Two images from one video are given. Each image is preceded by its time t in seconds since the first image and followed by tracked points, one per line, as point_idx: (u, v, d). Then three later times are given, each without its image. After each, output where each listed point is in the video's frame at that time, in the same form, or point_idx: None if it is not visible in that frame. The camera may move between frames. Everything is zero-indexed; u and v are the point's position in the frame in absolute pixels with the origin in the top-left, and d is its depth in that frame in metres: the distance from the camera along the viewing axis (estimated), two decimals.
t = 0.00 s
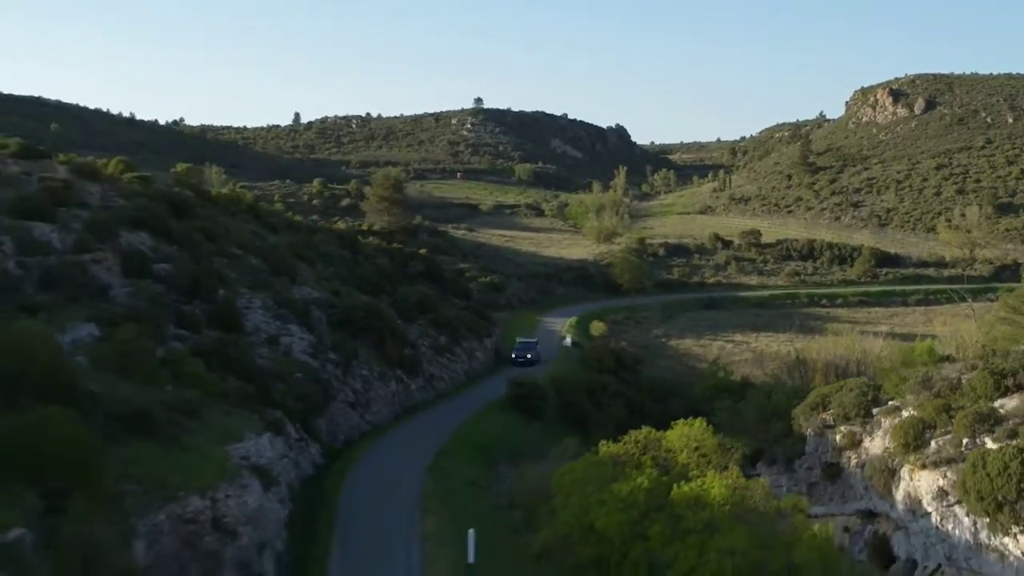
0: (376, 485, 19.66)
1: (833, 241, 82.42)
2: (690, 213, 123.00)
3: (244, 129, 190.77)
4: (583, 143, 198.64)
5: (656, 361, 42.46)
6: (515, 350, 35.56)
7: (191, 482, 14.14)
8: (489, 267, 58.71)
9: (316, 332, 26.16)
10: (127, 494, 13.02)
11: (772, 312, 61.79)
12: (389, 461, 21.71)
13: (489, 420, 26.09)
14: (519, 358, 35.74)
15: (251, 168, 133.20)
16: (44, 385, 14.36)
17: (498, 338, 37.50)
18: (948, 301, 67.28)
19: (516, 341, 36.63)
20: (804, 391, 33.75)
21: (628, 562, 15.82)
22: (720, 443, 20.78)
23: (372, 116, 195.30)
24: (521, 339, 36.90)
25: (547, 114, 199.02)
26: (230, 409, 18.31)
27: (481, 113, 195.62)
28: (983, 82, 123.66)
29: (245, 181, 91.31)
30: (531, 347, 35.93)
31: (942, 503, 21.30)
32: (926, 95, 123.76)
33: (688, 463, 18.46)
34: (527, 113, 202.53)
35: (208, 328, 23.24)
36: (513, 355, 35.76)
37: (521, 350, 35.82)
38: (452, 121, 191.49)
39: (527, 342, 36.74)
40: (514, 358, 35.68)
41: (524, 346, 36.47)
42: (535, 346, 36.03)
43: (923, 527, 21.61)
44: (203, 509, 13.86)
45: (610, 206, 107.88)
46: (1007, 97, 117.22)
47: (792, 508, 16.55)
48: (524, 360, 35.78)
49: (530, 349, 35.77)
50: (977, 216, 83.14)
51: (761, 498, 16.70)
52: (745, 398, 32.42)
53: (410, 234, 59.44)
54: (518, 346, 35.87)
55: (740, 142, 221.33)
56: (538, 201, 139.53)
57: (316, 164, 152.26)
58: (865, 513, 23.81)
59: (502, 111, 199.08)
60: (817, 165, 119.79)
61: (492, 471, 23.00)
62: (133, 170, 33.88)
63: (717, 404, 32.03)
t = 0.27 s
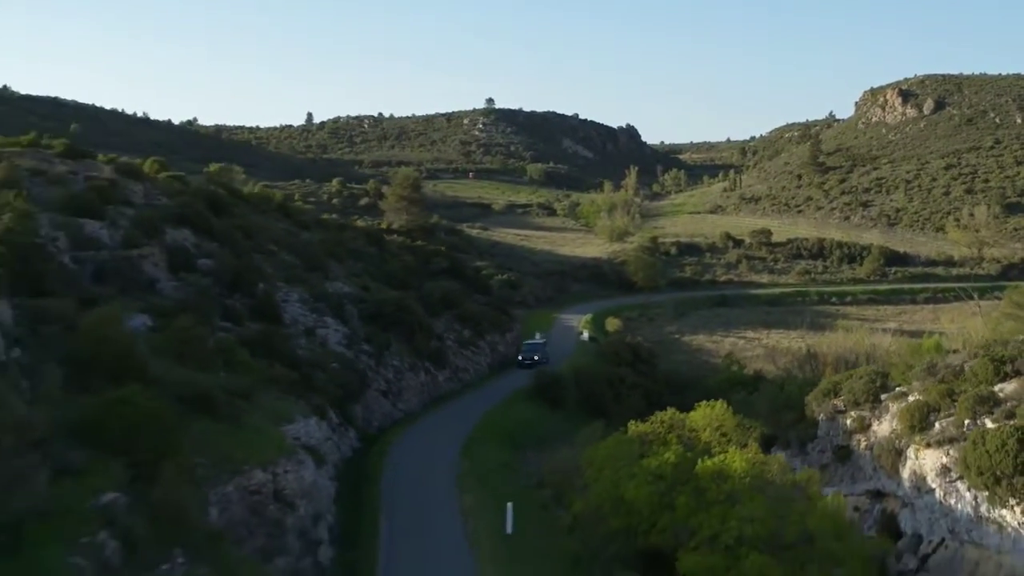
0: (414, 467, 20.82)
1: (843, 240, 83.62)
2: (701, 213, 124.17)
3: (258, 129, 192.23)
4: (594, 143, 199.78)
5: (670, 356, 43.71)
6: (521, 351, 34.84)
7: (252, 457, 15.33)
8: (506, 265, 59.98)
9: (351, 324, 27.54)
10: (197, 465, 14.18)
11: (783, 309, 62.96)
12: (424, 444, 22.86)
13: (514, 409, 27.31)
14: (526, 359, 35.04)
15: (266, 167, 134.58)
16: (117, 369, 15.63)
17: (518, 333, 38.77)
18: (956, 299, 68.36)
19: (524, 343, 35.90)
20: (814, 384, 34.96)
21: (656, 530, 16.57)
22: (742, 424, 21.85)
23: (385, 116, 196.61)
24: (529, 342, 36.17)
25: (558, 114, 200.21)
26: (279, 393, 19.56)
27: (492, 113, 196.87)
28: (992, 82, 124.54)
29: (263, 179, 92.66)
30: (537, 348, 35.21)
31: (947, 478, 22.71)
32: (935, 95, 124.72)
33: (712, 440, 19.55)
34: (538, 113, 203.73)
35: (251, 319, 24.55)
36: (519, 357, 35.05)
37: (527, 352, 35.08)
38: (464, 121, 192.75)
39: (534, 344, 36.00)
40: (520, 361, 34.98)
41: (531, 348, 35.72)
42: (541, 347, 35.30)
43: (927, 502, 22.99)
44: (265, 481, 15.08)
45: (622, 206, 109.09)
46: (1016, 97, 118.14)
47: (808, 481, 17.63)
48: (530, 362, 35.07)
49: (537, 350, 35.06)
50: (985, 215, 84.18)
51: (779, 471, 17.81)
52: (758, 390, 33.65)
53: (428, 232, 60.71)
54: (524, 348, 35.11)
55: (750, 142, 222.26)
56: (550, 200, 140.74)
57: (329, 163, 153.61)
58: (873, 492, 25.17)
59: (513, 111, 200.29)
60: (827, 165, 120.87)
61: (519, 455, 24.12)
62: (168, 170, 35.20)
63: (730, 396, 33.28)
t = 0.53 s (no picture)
0: (441, 454, 21.76)
1: (850, 239, 84.59)
2: (708, 212, 125.20)
3: (267, 129, 193.43)
4: (601, 143, 200.79)
5: (681, 352, 44.78)
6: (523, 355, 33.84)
7: (296, 440, 16.29)
8: (518, 263, 61.03)
9: (374, 319, 28.59)
10: (249, 445, 15.11)
11: (789, 307, 63.96)
12: (450, 434, 23.80)
13: (533, 402, 28.31)
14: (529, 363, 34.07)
15: (276, 167, 135.70)
16: (167, 358, 16.67)
17: (533, 330, 39.81)
18: (961, 297, 69.24)
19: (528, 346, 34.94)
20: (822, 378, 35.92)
21: (678, 508, 17.17)
22: (758, 410, 22.78)
23: (392, 117, 197.75)
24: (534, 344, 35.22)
25: (565, 114, 201.23)
26: (316, 383, 20.58)
27: (500, 114, 197.95)
28: (997, 82, 125.29)
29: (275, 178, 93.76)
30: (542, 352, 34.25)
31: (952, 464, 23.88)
32: (941, 95, 125.55)
33: (728, 425, 20.51)
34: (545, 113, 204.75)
35: (283, 313, 25.59)
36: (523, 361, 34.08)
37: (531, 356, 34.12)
38: (471, 122, 193.86)
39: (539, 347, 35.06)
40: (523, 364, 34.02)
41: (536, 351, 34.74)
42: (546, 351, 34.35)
43: (932, 485, 24.12)
44: (311, 462, 16.01)
45: (629, 205, 110.15)
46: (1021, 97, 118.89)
47: (819, 462, 18.57)
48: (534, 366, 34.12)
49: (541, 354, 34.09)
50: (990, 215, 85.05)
51: (792, 454, 18.79)
52: (766, 384, 34.65)
53: (441, 231, 61.78)
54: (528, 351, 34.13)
55: (756, 142, 223.14)
56: (557, 200, 141.82)
57: (338, 163, 154.74)
58: (880, 478, 26.22)
59: (521, 111, 201.32)
60: (833, 166, 121.87)
61: (539, 443, 25.04)
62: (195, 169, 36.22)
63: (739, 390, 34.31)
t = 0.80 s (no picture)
0: (471, 441, 22.95)
1: (855, 238, 85.78)
2: (713, 212, 126.43)
3: (275, 129, 194.82)
4: (606, 143, 201.95)
5: (691, 347, 46.08)
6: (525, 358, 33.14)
7: (343, 424, 17.50)
8: (530, 262, 62.34)
9: (400, 315, 29.91)
10: (304, 426, 16.34)
11: (796, 305, 65.19)
12: (476, 423, 24.99)
13: (553, 393, 29.54)
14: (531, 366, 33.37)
15: (285, 167, 137.02)
16: (223, 348, 17.94)
17: (547, 326, 41.15)
18: (964, 295, 70.41)
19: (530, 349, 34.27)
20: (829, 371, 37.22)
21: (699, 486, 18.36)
22: (773, 398, 24.00)
23: (400, 117, 199.05)
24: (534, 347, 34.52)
25: (570, 115, 202.45)
26: (354, 373, 21.82)
27: (506, 114, 199.19)
28: (1001, 83, 126.28)
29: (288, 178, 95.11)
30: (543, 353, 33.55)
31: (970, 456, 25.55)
32: (945, 96, 126.63)
33: (746, 409, 21.68)
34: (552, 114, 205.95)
35: (318, 307, 26.90)
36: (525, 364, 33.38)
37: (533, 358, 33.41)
38: (478, 122, 195.12)
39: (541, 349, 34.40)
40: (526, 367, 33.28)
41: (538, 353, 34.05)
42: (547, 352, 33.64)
43: (935, 466, 26.62)
44: (359, 443, 17.23)
45: (636, 205, 111.41)
46: None
47: (831, 444, 19.78)
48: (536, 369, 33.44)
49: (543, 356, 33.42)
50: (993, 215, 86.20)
51: (805, 436, 20.04)
52: (775, 377, 35.94)
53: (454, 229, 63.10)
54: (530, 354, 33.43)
55: (761, 141, 224.14)
56: (564, 200, 143.08)
57: (346, 163, 156.09)
58: (887, 464, 27.81)
59: (527, 112, 202.55)
60: (837, 166, 123.05)
61: (560, 430, 26.22)
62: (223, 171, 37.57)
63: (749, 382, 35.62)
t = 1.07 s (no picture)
0: (496, 429, 24.17)
1: (856, 238, 87.10)
2: (716, 212, 127.73)
3: (280, 130, 196.20)
4: (609, 143, 203.20)
5: (698, 344, 47.40)
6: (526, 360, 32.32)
7: (383, 410, 18.74)
8: (539, 260, 63.66)
9: (422, 311, 31.21)
10: (350, 411, 17.58)
11: (799, 303, 66.48)
12: (499, 412, 26.22)
13: (568, 386, 30.81)
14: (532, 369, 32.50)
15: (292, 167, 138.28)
16: (270, 339, 19.20)
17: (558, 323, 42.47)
18: (964, 293, 71.65)
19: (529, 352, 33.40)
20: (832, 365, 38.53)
21: (716, 468, 19.58)
22: (784, 386, 25.29)
23: (404, 117, 200.39)
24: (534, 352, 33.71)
25: (574, 115, 203.71)
26: (386, 363, 23.07)
27: (510, 114, 200.46)
28: (1001, 83, 127.38)
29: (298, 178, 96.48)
30: (543, 357, 32.61)
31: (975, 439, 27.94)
32: (945, 96, 127.80)
33: (759, 397, 22.90)
34: (555, 114, 207.24)
35: (347, 301, 28.23)
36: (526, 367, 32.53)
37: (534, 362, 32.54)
38: (482, 122, 196.41)
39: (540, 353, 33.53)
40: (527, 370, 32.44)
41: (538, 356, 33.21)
42: (547, 355, 32.71)
43: (937, 451, 29.54)
44: (400, 427, 18.47)
45: (640, 204, 112.69)
46: None
47: (838, 429, 21.02)
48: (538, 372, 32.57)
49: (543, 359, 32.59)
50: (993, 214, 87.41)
51: (816, 422, 21.37)
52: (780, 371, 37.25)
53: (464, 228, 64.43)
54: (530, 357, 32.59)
55: (763, 141, 225.27)
56: (568, 200, 144.37)
57: (351, 163, 157.43)
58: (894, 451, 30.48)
59: (530, 112, 203.81)
60: (839, 166, 124.32)
61: (577, 419, 27.45)
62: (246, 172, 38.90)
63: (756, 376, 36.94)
